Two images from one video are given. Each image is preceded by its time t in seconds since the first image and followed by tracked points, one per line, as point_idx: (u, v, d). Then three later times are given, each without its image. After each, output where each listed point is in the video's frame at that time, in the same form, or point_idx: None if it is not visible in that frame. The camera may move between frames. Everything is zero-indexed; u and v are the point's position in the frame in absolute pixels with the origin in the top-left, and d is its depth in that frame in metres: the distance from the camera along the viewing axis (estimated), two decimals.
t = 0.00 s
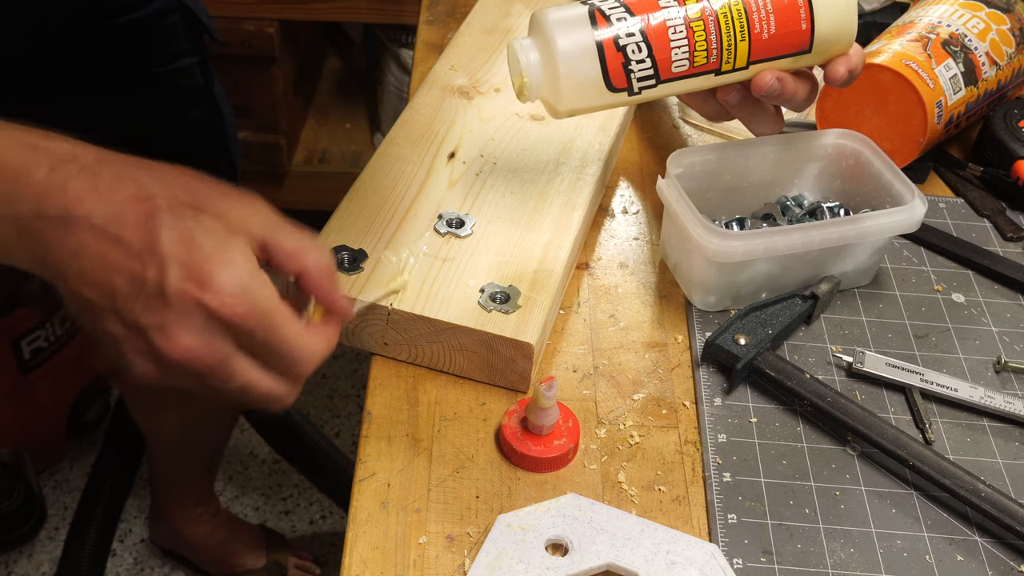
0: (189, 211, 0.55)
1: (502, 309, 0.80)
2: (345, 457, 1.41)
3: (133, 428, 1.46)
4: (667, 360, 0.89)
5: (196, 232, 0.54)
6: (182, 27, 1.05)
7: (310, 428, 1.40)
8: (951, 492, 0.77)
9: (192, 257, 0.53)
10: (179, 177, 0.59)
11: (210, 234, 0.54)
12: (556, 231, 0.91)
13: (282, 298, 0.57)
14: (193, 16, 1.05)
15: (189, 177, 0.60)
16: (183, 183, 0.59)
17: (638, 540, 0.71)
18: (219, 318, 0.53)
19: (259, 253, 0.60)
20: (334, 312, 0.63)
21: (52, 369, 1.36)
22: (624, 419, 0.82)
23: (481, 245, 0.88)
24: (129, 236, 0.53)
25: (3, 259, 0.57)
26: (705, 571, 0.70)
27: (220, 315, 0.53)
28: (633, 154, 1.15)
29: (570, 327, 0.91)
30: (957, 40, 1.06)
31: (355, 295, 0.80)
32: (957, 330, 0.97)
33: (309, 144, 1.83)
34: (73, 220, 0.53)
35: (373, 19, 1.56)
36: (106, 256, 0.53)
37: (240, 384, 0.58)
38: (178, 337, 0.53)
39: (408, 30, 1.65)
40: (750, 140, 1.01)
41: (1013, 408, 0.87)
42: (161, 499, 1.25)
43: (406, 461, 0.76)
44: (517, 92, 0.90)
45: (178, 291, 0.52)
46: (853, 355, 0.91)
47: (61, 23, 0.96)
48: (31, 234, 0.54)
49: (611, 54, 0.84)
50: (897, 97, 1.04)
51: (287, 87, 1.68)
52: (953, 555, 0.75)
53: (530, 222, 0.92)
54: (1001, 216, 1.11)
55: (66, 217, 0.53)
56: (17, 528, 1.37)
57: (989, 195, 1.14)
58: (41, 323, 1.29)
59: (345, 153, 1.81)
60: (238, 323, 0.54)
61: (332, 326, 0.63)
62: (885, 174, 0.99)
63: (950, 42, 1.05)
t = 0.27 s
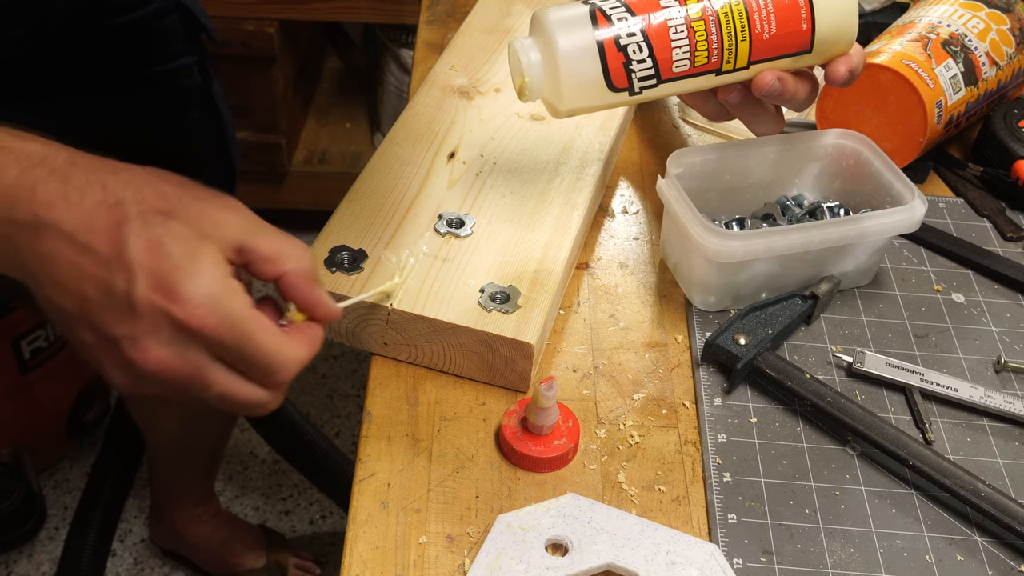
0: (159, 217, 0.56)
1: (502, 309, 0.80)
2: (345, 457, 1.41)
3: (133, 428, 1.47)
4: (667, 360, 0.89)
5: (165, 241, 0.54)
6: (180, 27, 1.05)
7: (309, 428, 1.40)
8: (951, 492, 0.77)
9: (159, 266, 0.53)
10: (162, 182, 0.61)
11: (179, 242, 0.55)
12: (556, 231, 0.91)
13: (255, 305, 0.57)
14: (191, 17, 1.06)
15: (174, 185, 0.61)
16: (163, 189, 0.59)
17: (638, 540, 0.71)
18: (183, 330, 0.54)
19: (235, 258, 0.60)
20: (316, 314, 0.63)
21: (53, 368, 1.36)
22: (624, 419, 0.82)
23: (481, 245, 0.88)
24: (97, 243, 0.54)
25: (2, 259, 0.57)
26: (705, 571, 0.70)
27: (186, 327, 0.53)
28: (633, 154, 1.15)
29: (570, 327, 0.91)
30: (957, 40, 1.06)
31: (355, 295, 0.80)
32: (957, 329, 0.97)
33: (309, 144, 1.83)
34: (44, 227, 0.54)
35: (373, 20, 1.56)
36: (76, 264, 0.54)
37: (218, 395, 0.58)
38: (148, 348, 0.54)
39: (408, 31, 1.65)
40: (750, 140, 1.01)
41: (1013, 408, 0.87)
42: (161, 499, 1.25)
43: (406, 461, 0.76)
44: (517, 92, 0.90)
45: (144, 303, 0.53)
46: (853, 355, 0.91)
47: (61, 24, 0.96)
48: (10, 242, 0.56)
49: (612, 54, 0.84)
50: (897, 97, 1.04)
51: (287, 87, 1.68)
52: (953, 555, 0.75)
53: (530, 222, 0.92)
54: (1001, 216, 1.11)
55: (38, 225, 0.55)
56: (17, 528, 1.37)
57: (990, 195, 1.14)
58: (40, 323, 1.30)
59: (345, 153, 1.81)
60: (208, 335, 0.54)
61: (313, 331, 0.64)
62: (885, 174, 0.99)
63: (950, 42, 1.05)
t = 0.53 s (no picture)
0: (142, 231, 0.56)
1: (502, 309, 0.80)
2: (345, 457, 1.41)
3: (133, 429, 1.47)
4: (667, 360, 0.89)
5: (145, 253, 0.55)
6: (180, 28, 1.05)
7: (309, 428, 1.40)
8: (951, 492, 0.77)
9: (139, 278, 0.53)
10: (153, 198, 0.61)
11: (161, 256, 0.55)
12: (557, 231, 0.91)
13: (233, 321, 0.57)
14: (192, 19, 1.05)
15: (163, 199, 0.61)
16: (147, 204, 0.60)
17: (638, 539, 0.71)
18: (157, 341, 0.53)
19: (219, 275, 0.60)
20: (299, 334, 0.63)
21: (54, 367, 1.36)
22: (624, 419, 0.82)
23: (481, 245, 0.88)
24: (80, 253, 0.54)
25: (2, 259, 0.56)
26: (705, 571, 0.70)
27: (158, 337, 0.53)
28: (634, 154, 1.15)
29: (570, 327, 0.91)
30: (958, 40, 1.06)
31: (355, 295, 0.80)
32: (957, 330, 0.97)
33: (309, 144, 1.83)
34: (28, 237, 0.55)
35: (373, 19, 1.56)
36: (58, 274, 0.54)
37: (196, 409, 0.58)
38: (123, 360, 0.54)
39: (408, 31, 1.65)
40: (750, 140, 1.01)
41: (1013, 408, 0.87)
42: (161, 499, 1.25)
43: (406, 461, 0.76)
44: (517, 92, 0.90)
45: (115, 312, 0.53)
46: (853, 355, 0.91)
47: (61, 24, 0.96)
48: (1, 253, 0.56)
49: (611, 54, 0.84)
50: (897, 97, 1.04)
51: (287, 87, 1.68)
52: (953, 555, 0.75)
53: (531, 222, 0.92)
54: (1001, 216, 1.11)
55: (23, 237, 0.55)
56: (17, 528, 1.37)
57: (990, 195, 1.14)
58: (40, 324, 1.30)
59: (345, 153, 1.81)
60: (183, 349, 0.54)
61: (296, 348, 0.63)
62: (885, 174, 0.99)
63: (950, 42, 1.05)
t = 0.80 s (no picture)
0: (143, 225, 0.56)
1: (502, 309, 0.80)
2: (344, 457, 1.41)
3: (133, 428, 1.46)
4: (667, 360, 0.89)
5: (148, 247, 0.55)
6: (180, 28, 1.04)
7: (309, 428, 1.40)
8: (951, 492, 0.77)
9: (134, 270, 0.53)
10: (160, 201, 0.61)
11: (160, 249, 0.55)
12: (557, 231, 0.91)
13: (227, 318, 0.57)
14: (193, 19, 1.05)
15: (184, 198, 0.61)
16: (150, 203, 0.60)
17: (638, 539, 0.71)
18: (150, 330, 0.53)
19: (216, 276, 0.61)
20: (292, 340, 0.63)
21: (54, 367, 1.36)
22: (624, 419, 0.82)
23: (481, 245, 0.88)
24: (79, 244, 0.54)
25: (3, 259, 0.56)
26: (705, 571, 0.70)
27: (151, 326, 0.53)
28: (633, 154, 1.15)
29: (570, 327, 0.91)
30: (958, 40, 1.06)
31: (356, 295, 0.80)
32: (957, 330, 0.97)
33: (309, 144, 1.83)
34: (60, 237, 0.54)
35: (373, 19, 1.56)
36: (58, 274, 0.54)
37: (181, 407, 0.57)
38: (114, 352, 0.53)
39: (408, 30, 1.65)
40: (750, 140, 1.01)
41: (1013, 408, 0.87)
42: (162, 499, 1.25)
43: (406, 461, 0.76)
44: (518, 91, 0.90)
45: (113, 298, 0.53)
46: (853, 356, 0.91)
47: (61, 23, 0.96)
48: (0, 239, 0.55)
49: (613, 53, 0.84)
50: (897, 97, 1.04)
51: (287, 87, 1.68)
52: (953, 555, 0.75)
53: (531, 222, 0.92)
54: (1001, 216, 1.11)
55: (27, 225, 0.55)
56: (17, 528, 1.37)
57: (990, 195, 1.14)
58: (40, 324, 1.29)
59: (345, 153, 1.81)
60: (176, 340, 0.53)
61: (287, 353, 0.63)
62: (885, 174, 0.99)
63: (950, 42, 1.05)
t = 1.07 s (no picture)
0: (202, 183, 0.57)
1: (502, 309, 0.80)
2: (345, 457, 1.41)
3: (133, 428, 1.46)
4: (667, 360, 0.89)
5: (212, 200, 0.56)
6: (180, 27, 1.06)
7: (309, 427, 1.40)
8: (951, 492, 0.77)
9: (202, 224, 0.55)
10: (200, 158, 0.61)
11: (224, 202, 0.57)
12: (557, 231, 0.91)
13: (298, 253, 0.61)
14: (193, 19, 1.07)
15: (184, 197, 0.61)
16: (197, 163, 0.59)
17: (638, 540, 0.71)
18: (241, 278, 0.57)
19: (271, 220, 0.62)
20: (353, 267, 0.68)
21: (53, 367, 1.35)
22: (624, 419, 0.82)
23: (481, 245, 0.88)
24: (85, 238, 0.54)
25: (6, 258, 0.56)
26: (705, 571, 0.70)
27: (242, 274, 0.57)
28: (633, 154, 1.15)
29: (570, 327, 0.91)
30: (957, 40, 1.06)
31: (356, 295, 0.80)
32: (957, 329, 0.97)
33: (309, 144, 1.83)
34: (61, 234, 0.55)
35: (373, 19, 1.56)
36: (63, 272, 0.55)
37: (272, 341, 0.61)
38: (206, 298, 0.56)
39: (408, 31, 1.65)
40: (750, 140, 1.01)
41: (1013, 408, 0.87)
42: (161, 499, 1.25)
43: (406, 461, 0.76)
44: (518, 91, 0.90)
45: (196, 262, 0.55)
46: (853, 355, 0.91)
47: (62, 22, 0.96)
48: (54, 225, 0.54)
49: (613, 53, 0.84)
50: (897, 97, 1.04)
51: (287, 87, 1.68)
52: (953, 555, 0.75)
53: (530, 222, 0.92)
54: (1001, 216, 1.11)
55: (90, 204, 0.54)
56: (18, 528, 1.37)
57: (990, 195, 1.14)
58: (41, 324, 1.26)
59: (345, 153, 1.81)
60: (263, 281, 0.58)
61: (353, 279, 0.68)
62: (885, 174, 0.99)
63: (950, 42, 1.05)
